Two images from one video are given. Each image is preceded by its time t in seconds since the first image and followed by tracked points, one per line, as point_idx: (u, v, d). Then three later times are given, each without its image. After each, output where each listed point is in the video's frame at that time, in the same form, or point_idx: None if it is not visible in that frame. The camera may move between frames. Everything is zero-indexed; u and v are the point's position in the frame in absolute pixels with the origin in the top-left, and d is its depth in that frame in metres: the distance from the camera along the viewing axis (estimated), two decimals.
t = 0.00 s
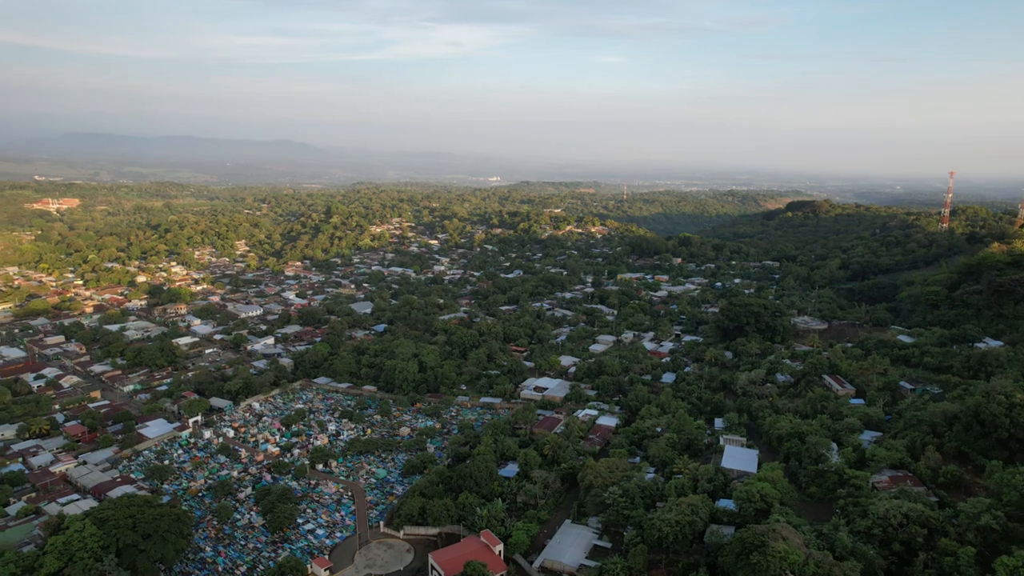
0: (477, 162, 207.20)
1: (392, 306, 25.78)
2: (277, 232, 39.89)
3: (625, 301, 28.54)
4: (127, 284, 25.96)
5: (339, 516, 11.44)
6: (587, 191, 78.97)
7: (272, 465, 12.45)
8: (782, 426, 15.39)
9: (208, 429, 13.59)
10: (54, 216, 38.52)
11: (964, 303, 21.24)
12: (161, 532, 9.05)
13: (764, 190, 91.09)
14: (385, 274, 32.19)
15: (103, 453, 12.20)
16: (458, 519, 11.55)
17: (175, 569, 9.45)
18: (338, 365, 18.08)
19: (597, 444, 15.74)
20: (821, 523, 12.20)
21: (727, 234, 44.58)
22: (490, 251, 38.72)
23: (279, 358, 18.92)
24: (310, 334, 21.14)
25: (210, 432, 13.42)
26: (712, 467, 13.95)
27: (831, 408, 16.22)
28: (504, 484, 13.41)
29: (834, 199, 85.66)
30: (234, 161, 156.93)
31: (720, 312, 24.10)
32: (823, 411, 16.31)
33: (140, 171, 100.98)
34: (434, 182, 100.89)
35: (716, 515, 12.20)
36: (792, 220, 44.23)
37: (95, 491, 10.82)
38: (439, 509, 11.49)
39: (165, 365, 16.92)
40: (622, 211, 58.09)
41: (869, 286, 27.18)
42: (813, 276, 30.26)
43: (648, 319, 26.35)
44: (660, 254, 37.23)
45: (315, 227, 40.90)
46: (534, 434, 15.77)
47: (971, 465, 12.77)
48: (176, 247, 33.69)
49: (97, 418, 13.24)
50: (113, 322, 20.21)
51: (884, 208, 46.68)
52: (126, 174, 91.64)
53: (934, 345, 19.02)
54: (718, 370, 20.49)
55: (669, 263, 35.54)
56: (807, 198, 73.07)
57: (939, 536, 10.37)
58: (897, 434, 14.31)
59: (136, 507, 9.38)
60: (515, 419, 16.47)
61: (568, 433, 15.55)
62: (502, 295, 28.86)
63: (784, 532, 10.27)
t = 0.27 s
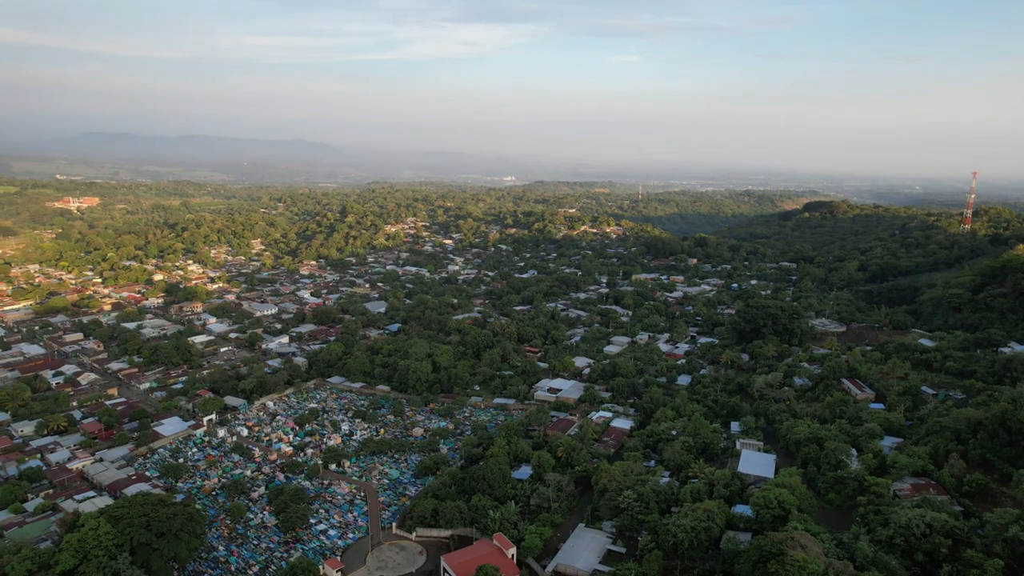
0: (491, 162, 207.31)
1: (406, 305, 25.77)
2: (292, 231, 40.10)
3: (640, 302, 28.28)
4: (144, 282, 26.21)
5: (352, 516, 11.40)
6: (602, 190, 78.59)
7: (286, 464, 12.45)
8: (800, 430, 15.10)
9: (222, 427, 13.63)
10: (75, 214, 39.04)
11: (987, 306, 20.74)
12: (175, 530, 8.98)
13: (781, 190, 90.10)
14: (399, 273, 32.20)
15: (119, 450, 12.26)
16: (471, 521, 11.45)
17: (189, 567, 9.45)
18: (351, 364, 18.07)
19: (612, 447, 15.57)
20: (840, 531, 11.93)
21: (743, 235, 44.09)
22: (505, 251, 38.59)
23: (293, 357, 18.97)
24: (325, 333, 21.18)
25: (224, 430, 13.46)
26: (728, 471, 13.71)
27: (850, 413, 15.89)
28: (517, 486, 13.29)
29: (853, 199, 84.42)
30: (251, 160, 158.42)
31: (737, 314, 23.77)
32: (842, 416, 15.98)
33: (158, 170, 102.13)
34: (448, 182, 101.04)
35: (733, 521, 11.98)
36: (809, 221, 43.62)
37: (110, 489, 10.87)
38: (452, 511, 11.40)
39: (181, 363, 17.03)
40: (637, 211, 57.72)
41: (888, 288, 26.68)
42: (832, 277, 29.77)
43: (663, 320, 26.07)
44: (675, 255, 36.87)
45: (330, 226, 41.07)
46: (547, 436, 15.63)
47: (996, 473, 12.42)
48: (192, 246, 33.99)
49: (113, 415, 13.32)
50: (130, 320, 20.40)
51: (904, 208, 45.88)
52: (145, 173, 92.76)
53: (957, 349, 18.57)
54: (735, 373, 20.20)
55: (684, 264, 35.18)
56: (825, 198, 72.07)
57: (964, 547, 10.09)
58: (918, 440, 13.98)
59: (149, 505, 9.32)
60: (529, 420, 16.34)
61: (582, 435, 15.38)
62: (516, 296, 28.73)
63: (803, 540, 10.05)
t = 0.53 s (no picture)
0: (506, 161, 207.30)
1: (420, 305, 25.75)
2: (308, 230, 40.32)
3: (655, 303, 28.01)
4: (161, 280, 26.44)
5: (364, 517, 11.35)
6: (617, 190, 78.18)
7: (299, 464, 12.43)
8: (819, 435, 14.81)
9: (236, 426, 13.67)
10: (95, 213, 39.58)
11: (1012, 310, 20.23)
12: (188, 529, 8.86)
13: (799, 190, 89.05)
14: (413, 273, 32.22)
15: (135, 447, 12.32)
16: (484, 524, 11.33)
17: (201, 566, 9.47)
18: (365, 364, 18.06)
19: (626, 450, 15.39)
20: (861, 540, 11.65)
21: (759, 235, 43.58)
22: (519, 251, 38.48)
23: (307, 356, 19.01)
24: (339, 333, 21.23)
25: (238, 429, 13.50)
26: (745, 476, 13.46)
27: (870, 418, 15.55)
28: (530, 489, 13.16)
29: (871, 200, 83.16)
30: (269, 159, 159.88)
31: (753, 316, 23.43)
32: (862, 421, 15.64)
33: (177, 169, 103.38)
34: (463, 181, 101.09)
35: (750, 528, 11.76)
36: (827, 221, 43.00)
37: (126, 486, 10.90)
38: (465, 514, 11.28)
39: (197, 361, 17.13)
40: (652, 211, 57.32)
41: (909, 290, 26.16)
42: (850, 279, 29.28)
43: (679, 321, 25.80)
44: (691, 256, 36.50)
45: (345, 225, 41.22)
46: (561, 438, 15.48)
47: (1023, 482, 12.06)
48: (209, 244, 34.28)
49: (130, 413, 13.40)
50: (147, 318, 20.58)
51: (925, 209, 45.05)
52: (164, 172, 93.92)
53: (981, 353, 18.12)
54: (751, 376, 19.90)
55: (700, 265, 34.81)
56: (844, 199, 71.01)
57: (990, 559, 9.79)
58: (941, 447, 13.63)
59: (164, 504, 9.21)
60: (542, 422, 16.20)
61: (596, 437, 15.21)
62: (531, 296, 28.60)
63: (821, 550, 9.82)
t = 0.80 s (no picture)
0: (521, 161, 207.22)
1: (434, 305, 25.72)
2: (323, 229, 40.50)
3: (671, 304, 27.73)
4: (178, 278, 26.67)
5: (376, 518, 11.28)
6: (632, 190, 77.74)
7: (312, 464, 12.42)
8: (838, 441, 14.51)
9: (250, 425, 13.70)
10: (114, 211, 40.09)
11: None
12: (202, 528, 8.80)
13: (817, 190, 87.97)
14: (428, 272, 32.21)
15: (150, 445, 12.38)
16: (496, 527, 11.21)
17: (214, 566, 9.46)
18: (379, 364, 18.04)
19: (641, 453, 15.19)
20: (882, 549, 11.37)
21: (776, 236, 43.05)
22: (533, 251, 38.34)
23: (321, 356, 19.05)
24: (353, 332, 21.25)
25: (252, 428, 13.53)
26: (762, 482, 13.21)
27: (891, 423, 15.21)
28: (544, 492, 13.03)
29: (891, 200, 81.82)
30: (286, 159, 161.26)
31: (771, 318, 23.08)
32: (882, 427, 15.30)
33: (196, 169, 104.61)
34: (478, 180, 101.15)
35: (767, 535, 11.53)
36: (845, 222, 42.36)
37: (141, 484, 10.94)
38: (478, 516, 11.17)
39: (212, 359, 17.22)
40: (667, 211, 56.89)
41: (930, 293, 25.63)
42: (869, 281, 28.79)
43: (694, 323, 25.51)
44: (707, 256, 36.11)
45: (360, 225, 41.34)
46: (575, 440, 15.32)
47: None
48: (225, 243, 34.56)
49: (146, 411, 13.47)
50: (163, 316, 20.75)
51: (947, 210, 44.20)
52: (183, 171, 95.05)
53: (1005, 358, 17.66)
54: (769, 379, 19.59)
55: (716, 266, 34.42)
56: (863, 199, 69.89)
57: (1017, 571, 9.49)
58: (965, 454, 13.28)
59: (178, 502, 9.16)
60: (556, 424, 16.05)
61: (611, 440, 15.04)
62: (545, 296, 28.46)
63: (842, 559, 9.58)
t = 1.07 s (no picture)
0: (535, 161, 207.06)
1: (448, 305, 25.68)
2: (338, 228, 40.68)
3: (686, 305, 27.43)
4: (194, 277, 26.90)
5: (389, 520, 11.22)
6: (647, 190, 77.30)
7: (325, 464, 12.40)
8: (858, 446, 14.20)
9: (264, 424, 13.72)
10: (133, 210, 40.61)
11: None
12: (215, 527, 8.74)
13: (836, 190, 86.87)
14: (442, 272, 32.21)
15: (166, 443, 12.44)
16: (509, 530, 11.09)
17: (227, 565, 9.45)
18: (392, 363, 18.02)
19: (656, 456, 15.00)
20: (904, 559, 11.08)
21: (793, 237, 42.49)
22: (548, 251, 38.19)
23: (335, 355, 19.08)
24: (367, 331, 21.27)
25: (266, 427, 13.55)
26: (779, 487, 12.96)
27: (913, 429, 14.87)
28: (557, 495, 12.90)
29: (912, 201, 80.48)
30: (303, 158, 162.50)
31: (788, 320, 22.72)
32: (903, 433, 14.96)
33: (214, 168, 105.78)
34: (493, 179, 101.35)
35: (784, 542, 11.29)
36: (863, 223, 41.73)
37: (156, 482, 10.97)
38: (490, 519, 11.07)
39: (227, 358, 17.30)
40: (683, 211, 56.46)
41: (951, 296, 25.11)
42: (888, 284, 28.28)
43: (710, 325, 25.20)
44: (723, 257, 35.72)
45: (375, 224, 41.45)
46: (590, 442, 15.17)
47: None
48: (241, 242, 34.83)
49: (161, 409, 13.53)
50: (180, 314, 20.91)
51: (969, 211, 43.35)
52: (202, 170, 96.15)
53: None
54: (786, 382, 19.27)
55: (732, 267, 34.03)
56: (883, 200, 68.79)
57: None
58: (990, 462, 12.93)
59: (191, 502, 9.10)
60: (570, 426, 15.91)
61: (625, 443, 14.86)
62: (560, 297, 28.30)
63: (864, 569, 9.33)
